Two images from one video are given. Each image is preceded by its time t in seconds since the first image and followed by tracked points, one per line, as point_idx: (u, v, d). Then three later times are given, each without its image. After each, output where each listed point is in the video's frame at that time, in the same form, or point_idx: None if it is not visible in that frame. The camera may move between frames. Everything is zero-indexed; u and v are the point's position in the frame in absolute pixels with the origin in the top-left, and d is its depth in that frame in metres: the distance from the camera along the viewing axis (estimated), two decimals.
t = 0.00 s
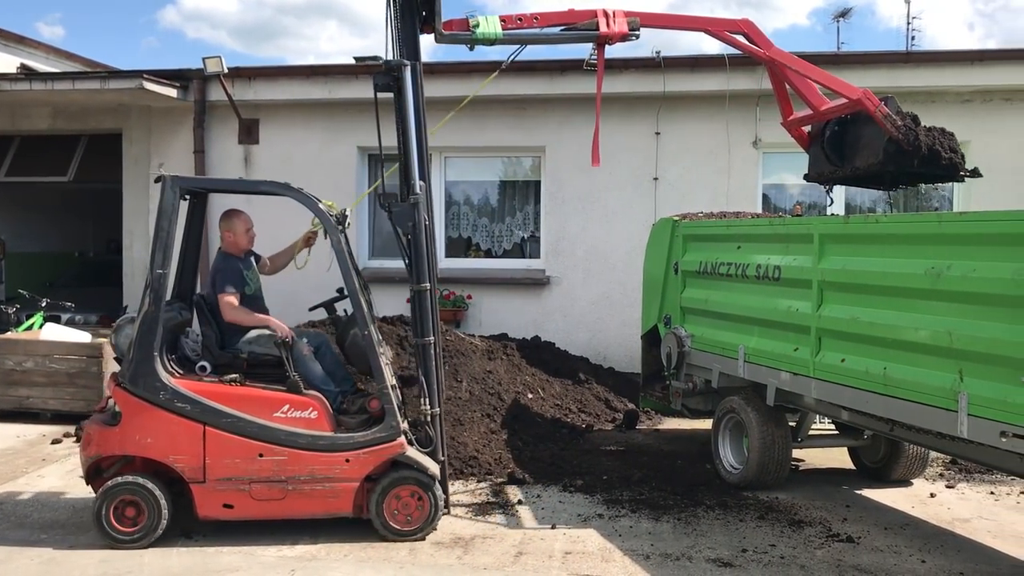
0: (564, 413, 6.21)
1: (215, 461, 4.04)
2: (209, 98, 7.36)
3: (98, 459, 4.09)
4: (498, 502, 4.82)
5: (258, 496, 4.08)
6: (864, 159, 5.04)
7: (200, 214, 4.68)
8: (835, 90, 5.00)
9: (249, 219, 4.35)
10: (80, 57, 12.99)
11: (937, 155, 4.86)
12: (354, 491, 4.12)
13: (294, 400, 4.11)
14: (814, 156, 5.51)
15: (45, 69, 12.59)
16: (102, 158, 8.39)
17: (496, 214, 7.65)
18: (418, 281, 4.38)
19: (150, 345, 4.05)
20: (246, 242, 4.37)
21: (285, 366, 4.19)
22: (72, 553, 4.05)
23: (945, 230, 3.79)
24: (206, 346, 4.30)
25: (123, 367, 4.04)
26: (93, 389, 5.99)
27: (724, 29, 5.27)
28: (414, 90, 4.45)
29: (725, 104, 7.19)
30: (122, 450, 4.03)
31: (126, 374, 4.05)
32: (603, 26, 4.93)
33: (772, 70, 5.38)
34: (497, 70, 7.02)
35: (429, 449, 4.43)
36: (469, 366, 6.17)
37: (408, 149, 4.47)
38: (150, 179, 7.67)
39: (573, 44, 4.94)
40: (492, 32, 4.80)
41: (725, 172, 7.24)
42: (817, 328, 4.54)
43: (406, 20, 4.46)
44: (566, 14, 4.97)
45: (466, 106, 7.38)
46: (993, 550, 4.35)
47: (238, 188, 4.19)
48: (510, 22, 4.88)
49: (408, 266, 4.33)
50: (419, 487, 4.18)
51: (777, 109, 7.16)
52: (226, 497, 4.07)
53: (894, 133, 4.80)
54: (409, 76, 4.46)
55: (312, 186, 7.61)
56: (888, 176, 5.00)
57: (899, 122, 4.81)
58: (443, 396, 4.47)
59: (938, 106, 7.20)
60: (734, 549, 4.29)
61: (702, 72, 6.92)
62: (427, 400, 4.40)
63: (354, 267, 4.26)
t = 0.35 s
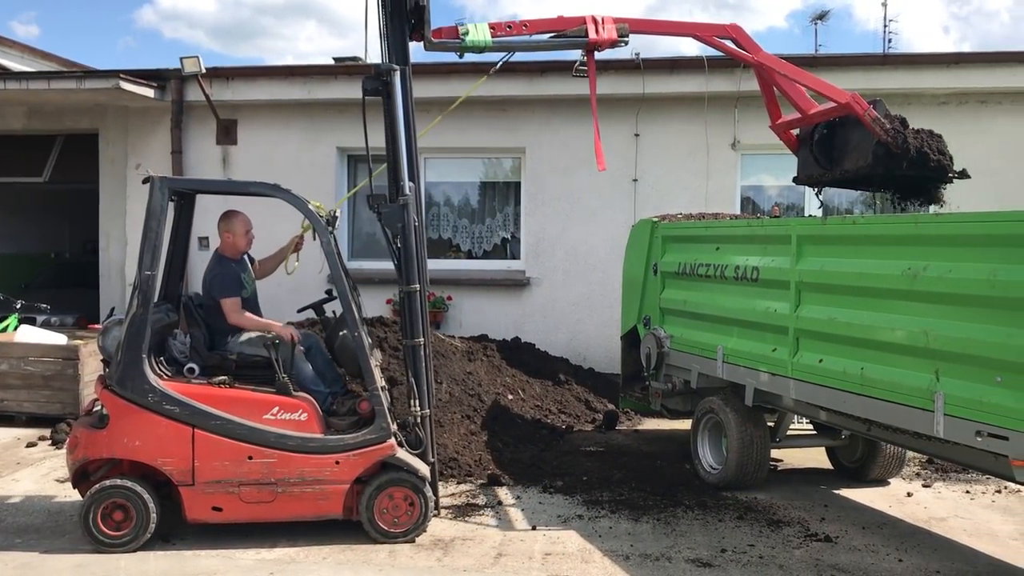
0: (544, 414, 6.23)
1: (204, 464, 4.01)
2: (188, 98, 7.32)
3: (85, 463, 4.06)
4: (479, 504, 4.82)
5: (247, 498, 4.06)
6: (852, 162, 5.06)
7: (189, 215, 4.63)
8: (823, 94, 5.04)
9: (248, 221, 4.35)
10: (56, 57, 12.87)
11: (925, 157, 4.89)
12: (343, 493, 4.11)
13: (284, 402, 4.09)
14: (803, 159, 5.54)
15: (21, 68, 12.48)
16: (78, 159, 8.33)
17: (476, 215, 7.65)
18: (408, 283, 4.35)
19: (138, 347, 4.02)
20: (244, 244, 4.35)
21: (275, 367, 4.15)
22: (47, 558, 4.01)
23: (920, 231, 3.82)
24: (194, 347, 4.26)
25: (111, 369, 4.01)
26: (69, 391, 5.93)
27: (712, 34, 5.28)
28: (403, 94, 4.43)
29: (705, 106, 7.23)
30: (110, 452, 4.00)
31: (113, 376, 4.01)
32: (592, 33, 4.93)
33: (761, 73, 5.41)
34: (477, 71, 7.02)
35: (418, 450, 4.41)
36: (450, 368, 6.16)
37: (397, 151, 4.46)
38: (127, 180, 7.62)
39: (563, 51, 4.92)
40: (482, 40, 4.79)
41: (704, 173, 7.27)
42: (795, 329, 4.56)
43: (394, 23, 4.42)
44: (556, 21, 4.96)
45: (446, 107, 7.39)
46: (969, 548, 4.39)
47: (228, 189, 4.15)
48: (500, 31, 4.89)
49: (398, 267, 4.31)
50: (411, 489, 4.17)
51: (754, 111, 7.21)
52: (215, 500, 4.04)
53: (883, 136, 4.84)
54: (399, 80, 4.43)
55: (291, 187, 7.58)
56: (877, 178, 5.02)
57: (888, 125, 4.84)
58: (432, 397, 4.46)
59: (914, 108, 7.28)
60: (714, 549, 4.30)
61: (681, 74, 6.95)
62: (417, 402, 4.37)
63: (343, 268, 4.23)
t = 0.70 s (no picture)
0: (525, 416, 6.24)
1: (183, 467, 3.98)
2: (167, 98, 7.29)
3: (61, 466, 4.01)
4: (460, 506, 4.80)
5: (227, 501, 4.03)
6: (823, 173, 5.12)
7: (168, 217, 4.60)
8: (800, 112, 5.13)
9: (223, 224, 4.30)
10: (34, 57, 12.77)
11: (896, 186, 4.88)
12: (324, 495, 4.09)
13: (263, 405, 4.07)
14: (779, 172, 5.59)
15: None
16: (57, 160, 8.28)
17: (458, 217, 7.66)
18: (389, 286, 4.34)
19: (116, 349, 3.98)
20: (218, 248, 4.31)
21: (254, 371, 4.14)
22: (21, 562, 3.96)
23: (899, 234, 3.84)
24: (172, 350, 4.21)
25: (88, 372, 3.97)
26: (46, 394, 5.88)
27: (691, 50, 5.34)
28: (386, 101, 4.41)
29: (685, 108, 7.27)
30: (87, 455, 3.96)
31: (90, 379, 3.97)
32: (574, 45, 4.95)
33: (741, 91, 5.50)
34: (459, 73, 7.03)
35: (399, 453, 4.39)
36: (431, 370, 6.15)
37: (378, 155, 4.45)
38: (106, 181, 7.57)
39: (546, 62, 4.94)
40: (464, 51, 4.79)
41: (684, 175, 7.31)
42: (775, 331, 4.57)
43: (376, 28, 4.38)
44: (538, 33, 4.98)
45: (427, 108, 7.39)
46: (948, 549, 4.41)
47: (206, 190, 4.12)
48: (482, 40, 4.87)
49: (379, 269, 4.29)
50: (391, 492, 4.16)
51: (735, 114, 7.25)
52: (194, 503, 4.01)
53: (857, 154, 4.90)
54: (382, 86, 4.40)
55: (271, 187, 7.57)
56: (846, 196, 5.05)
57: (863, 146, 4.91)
58: (412, 400, 4.44)
59: (892, 111, 7.35)
60: (694, 550, 4.31)
61: (662, 77, 6.98)
62: (398, 404, 4.36)
63: (323, 270, 4.21)
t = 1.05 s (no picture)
0: (507, 417, 6.25)
1: (162, 469, 3.94)
2: (146, 98, 7.25)
3: (38, 469, 3.97)
4: (441, 507, 4.79)
5: (207, 504, 4.00)
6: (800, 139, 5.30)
7: (147, 217, 4.55)
8: (782, 94, 5.19)
9: (208, 226, 4.27)
10: (12, 56, 12.64)
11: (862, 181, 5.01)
12: (305, 497, 4.07)
13: (243, 406, 4.04)
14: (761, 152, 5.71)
15: None
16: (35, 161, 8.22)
17: (440, 218, 7.66)
18: (370, 286, 4.30)
19: (94, 351, 3.93)
20: (202, 251, 4.28)
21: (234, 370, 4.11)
22: None
23: (876, 235, 3.87)
24: (151, 352, 4.20)
25: (65, 374, 3.92)
26: (23, 396, 5.82)
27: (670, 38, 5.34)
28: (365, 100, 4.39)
29: (667, 110, 7.29)
30: (64, 458, 3.91)
31: (68, 381, 3.93)
32: (552, 38, 4.96)
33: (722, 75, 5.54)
34: (440, 75, 7.04)
35: (380, 454, 4.37)
36: (412, 371, 6.14)
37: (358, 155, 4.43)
38: (85, 181, 7.52)
39: (525, 57, 4.91)
40: (443, 47, 4.79)
41: (665, 177, 7.34)
42: (755, 331, 4.58)
43: (354, 29, 4.37)
44: (516, 27, 5.01)
45: (410, 109, 7.39)
46: (927, 549, 4.44)
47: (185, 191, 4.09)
48: (461, 36, 4.90)
49: (359, 270, 4.26)
50: (373, 493, 4.14)
51: (716, 116, 7.29)
52: (173, 506, 3.98)
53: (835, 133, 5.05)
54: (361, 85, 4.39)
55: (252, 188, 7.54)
56: (818, 171, 5.23)
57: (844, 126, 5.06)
58: (393, 400, 4.42)
59: (872, 114, 7.41)
60: (674, 550, 4.31)
61: (643, 79, 7.01)
62: (378, 405, 4.34)
63: (303, 272, 4.19)
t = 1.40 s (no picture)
0: (495, 417, 6.26)
1: (149, 470, 3.93)
2: (133, 97, 7.22)
3: (24, 470, 3.95)
4: (429, 507, 4.79)
5: (195, 504, 3.99)
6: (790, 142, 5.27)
7: (133, 217, 4.53)
8: (770, 101, 5.21)
9: (216, 228, 4.29)
10: None
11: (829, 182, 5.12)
12: (293, 498, 4.07)
13: (231, 407, 4.03)
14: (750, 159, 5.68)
15: None
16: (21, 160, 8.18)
17: (428, 218, 7.67)
18: (359, 286, 4.29)
19: (81, 351, 3.91)
20: (208, 252, 4.29)
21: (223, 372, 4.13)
22: None
23: (862, 236, 3.89)
24: (139, 352, 4.17)
25: (52, 374, 3.90)
26: (9, 396, 5.79)
27: (660, 41, 5.37)
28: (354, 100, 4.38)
29: (655, 110, 7.31)
30: (51, 459, 3.89)
31: (54, 382, 3.90)
32: (542, 40, 4.97)
33: (710, 80, 5.56)
34: (429, 75, 7.03)
35: (369, 454, 4.37)
36: (401, 371, 6.14)
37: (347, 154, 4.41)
38: (71, 181, 7.48)
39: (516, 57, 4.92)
40: (433, 48, 4.79)
41: (653, 177, 7.36)
42: (742, 331, 4.60)
43: (344, 29, 4.36)
44: (506, 28, 5.01)
45: (398, 109, 7.39)
46: (914, 547, 4.46)
47: (173, 191, 4.07)
48: (450, 36, 4.90)
49: (348, 269, 4.25)
50: (361, 494, 4.14)
51: (703, 115, 7.30)
52: (160, 506, 3.97)
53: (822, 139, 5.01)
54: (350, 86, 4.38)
55: (240, 188, 7.53)
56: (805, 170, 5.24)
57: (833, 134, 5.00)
58: (382, 400, 4.41)
59: (858, 114, 7.45)
60: (663, 549, 4.32)
61: (631, 79, 7.03)
62: (367, 405, 4.33)
63: (292, 272, 4.18)
